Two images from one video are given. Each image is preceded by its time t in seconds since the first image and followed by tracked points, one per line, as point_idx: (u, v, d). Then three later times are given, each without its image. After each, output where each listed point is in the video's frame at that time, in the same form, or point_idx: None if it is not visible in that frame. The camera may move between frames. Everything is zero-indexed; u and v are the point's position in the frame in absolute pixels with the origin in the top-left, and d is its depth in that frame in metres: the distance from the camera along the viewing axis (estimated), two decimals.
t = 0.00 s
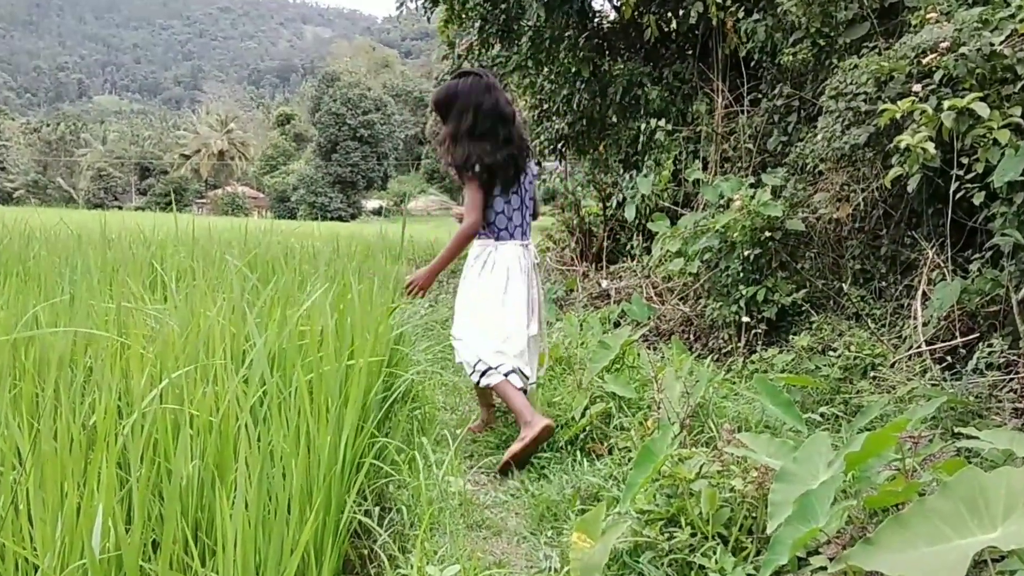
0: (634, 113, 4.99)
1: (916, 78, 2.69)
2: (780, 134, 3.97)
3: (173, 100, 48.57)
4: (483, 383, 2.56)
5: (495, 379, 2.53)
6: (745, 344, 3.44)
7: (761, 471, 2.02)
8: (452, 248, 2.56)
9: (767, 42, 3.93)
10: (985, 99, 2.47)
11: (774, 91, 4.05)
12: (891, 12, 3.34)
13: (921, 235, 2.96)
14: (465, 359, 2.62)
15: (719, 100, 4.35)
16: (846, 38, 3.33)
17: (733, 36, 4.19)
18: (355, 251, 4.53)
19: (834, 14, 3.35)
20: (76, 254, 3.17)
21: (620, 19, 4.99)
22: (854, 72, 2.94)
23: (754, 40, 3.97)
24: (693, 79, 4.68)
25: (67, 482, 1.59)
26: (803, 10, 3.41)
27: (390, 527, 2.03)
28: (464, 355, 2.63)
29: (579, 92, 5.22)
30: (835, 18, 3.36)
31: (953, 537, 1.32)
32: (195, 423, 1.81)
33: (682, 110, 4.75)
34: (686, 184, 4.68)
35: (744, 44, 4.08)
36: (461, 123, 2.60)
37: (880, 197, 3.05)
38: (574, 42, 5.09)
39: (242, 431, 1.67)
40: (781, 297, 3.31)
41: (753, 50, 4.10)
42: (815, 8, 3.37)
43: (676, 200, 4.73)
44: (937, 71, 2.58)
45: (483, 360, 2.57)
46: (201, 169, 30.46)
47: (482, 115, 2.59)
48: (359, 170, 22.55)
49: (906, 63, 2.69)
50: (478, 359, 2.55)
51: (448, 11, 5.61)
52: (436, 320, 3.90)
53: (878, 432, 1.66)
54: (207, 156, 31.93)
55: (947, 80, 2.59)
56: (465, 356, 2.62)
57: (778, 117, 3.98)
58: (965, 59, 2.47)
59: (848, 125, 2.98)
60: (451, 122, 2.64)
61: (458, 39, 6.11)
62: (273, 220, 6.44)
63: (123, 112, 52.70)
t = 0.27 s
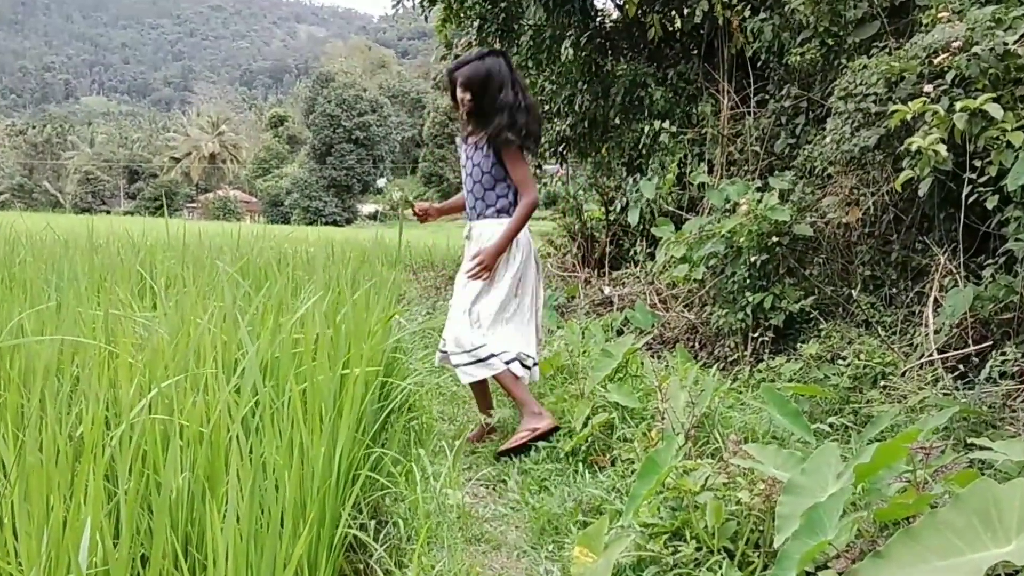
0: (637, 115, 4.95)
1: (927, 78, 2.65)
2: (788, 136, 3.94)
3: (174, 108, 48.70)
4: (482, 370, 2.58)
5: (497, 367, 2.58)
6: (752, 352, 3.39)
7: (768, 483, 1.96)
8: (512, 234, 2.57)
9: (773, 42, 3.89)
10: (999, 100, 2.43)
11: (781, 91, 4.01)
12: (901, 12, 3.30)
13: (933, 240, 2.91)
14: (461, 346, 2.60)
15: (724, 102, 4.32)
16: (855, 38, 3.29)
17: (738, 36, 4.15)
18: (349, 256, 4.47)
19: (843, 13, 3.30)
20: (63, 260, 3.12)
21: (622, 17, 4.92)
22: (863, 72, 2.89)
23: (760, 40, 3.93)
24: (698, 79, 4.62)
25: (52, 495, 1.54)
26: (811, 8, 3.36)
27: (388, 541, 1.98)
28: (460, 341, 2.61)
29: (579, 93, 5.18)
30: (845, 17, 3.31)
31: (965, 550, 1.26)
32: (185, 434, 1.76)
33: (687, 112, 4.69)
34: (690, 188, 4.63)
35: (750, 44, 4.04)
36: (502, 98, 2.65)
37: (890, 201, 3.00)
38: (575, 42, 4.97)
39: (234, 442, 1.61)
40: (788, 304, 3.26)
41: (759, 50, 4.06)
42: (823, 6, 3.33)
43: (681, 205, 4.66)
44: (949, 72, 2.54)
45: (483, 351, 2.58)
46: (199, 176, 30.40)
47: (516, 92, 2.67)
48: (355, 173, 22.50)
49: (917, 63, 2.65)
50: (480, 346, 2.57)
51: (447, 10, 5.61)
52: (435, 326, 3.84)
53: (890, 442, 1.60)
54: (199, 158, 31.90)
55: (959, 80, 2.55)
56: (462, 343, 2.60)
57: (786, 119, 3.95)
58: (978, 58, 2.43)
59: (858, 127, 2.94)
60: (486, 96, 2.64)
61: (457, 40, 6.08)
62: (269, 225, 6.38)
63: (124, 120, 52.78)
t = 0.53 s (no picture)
0: (641, 120, 4.92)
1: (939, 83, 2.62)
2: (796, 142, 3.94)
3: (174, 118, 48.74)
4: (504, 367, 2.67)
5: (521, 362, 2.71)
6: (760, 364, 3.35)
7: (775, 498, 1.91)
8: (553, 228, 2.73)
9: (782, 45, 3.82)
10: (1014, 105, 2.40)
11: (790, 96, 3.98)
12: (911, 14, 3.29)
13: (945, 249, 2.88)
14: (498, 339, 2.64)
15: (731, 107, 4.27)
16: (865, 42, 3.27)
17: (745, 39, 4.08)
18: (346, 266, 4.41)
19: (852, 15, 3.26)
20: (52, 271, 3.06)
21: (626, 20, 4.87)
22: (873, 77, 2.85)
23: (768, 44, 3.89)
24: (704, 84, 4.61)
25: (39, 513, 1.48)
26: (820, 11, 3.31)
27: (387, 558, 1.92)
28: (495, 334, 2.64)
29: (581, 97, 5.14)
30: (854, 19, 3.28)
31: (980, 570, 1.13)
32: (177, 449, 1.70)
33: (692, 117, 4.67)
34: (696, 196, 4.60)
35: (757, 48, 4.01)
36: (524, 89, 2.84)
37: (901, 209, 2.97)
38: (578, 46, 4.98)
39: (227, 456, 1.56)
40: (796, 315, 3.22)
41: (766, 54, 4.03)
42: (832, 9, 3.28)
43: (687, 212, 4.64)
44: (962, 76, 2.51)
45: (514, 343, 2.70)
46: (197, 186, 30.35)
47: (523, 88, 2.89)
48: (355, 182, 22.48)
49: (929, 67, 2.62)
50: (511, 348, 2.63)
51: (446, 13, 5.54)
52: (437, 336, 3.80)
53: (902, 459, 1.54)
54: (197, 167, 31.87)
55: (972, 84, 2.52)
56: (497, 335, 2.64)
57: (794, 124, 3.93)
58: (992, 63, 2.40)
59: (868, 133, 2.90)
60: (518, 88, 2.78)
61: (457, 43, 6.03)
62: (264, 235, 6.31)
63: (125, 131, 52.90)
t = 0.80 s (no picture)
0: (646, 125, 4.88)
1: (956, 86, 2.57)
2: (808, 147, 3.87)
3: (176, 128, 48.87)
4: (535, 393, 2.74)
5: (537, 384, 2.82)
6: (770, 377, 3.30)
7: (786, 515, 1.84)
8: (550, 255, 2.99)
9: (792, 47, 3.79)
10: None
11: (801, 100, 3.94)
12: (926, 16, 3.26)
13: (961, 258, 2.84)
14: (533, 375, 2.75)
15: (741, 111, 4.26)
16: (879, 44, 3.24)
17: (756, 41, 4.07)
18: (342, 276, 4.35)
19: (866, 17, 3.22)
20: (36, 282, 2.98)
21: (631, 22, 4.82)
22: (887, 80, 2.80)
23: (778, 45, 3.84)
24: (712, 87, 4.57)
25: (20, 533, 1.42)
26: (832, 12, 3.26)
27: None
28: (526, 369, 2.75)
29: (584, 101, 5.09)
30: (868, 21, 3.24)
31: None
32: (165, 467, 1.64)
33: (700, 121, 4.64)
34: (703, 203, 4.56)
35: (768, 50, 3.96)
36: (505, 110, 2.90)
37: (915, 217, 2.92)
38: (582, 46, 4.94)
39: (217, 472, 1.50)
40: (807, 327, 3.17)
41: (776, 57, 3.99)
42: (845, 10, 3.22)
43: (694, 221, 4.60)
44: (979, 80, 2.46)
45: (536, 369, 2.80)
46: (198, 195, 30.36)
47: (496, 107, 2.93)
48: (345, 187, 22.43)
49: (945, 71, 2.57)
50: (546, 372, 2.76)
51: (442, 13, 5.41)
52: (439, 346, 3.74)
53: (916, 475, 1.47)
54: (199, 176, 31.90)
55: (989, 88, 2.47)
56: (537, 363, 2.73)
57: (805, 130, 3.90)
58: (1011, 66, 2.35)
59: (882, 138, 2.85)
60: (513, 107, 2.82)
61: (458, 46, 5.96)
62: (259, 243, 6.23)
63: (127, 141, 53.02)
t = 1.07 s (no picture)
0: (650, 124, 4.84)
1: (969, 83, 2.53)
2: (816, 146, 3.84)
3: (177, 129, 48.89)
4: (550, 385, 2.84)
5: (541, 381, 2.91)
6: (778, 382, 3.26)
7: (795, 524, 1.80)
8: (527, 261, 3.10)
9: (801, 43, 3.75)
10: None
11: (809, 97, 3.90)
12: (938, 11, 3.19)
13: (974, 260, 2.80)
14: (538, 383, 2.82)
15: (748, 109, 4.21)
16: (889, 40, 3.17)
17: (763, 36, 4.04)
18: (342, 279, 4.30)
19: (876, 12, 3.17)
20: (26, 286, 2.93)
21: (636, 17, 4.77)
22: (898, 77, 2.76)
23: (786, 41, 3.80)
24: (719, 84, 4.54)
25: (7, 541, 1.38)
26: (841, 8, 3.22)
27: None
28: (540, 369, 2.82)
29: (588, 98, 5.05)
30: (878, 16, 3.19)
31: None
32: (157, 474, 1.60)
33: (705, 119, 4.58)
34: (709, 204, 4.52)
35: (777, 45, 3.92)
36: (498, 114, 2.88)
37: (927, 217, 2.88)
38: (584, 41, 4.82)
39: (210, 479, 1.46)
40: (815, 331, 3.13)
41: (785, 53, 3.95)
42: (855, 5, 3.19)
43: (700, 221, 4.56)
44: (993, 76, 2.42)
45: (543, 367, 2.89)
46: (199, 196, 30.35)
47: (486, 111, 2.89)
48: (343, 188, 22.34)
49: (957, 67, 2.53)
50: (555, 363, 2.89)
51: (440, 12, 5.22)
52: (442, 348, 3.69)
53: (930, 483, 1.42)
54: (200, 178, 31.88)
55: (1003, 84, 2.43)
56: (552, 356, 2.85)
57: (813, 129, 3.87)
58: None
59: (893, 137, 2.80)
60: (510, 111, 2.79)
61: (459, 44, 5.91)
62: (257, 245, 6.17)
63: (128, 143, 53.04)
